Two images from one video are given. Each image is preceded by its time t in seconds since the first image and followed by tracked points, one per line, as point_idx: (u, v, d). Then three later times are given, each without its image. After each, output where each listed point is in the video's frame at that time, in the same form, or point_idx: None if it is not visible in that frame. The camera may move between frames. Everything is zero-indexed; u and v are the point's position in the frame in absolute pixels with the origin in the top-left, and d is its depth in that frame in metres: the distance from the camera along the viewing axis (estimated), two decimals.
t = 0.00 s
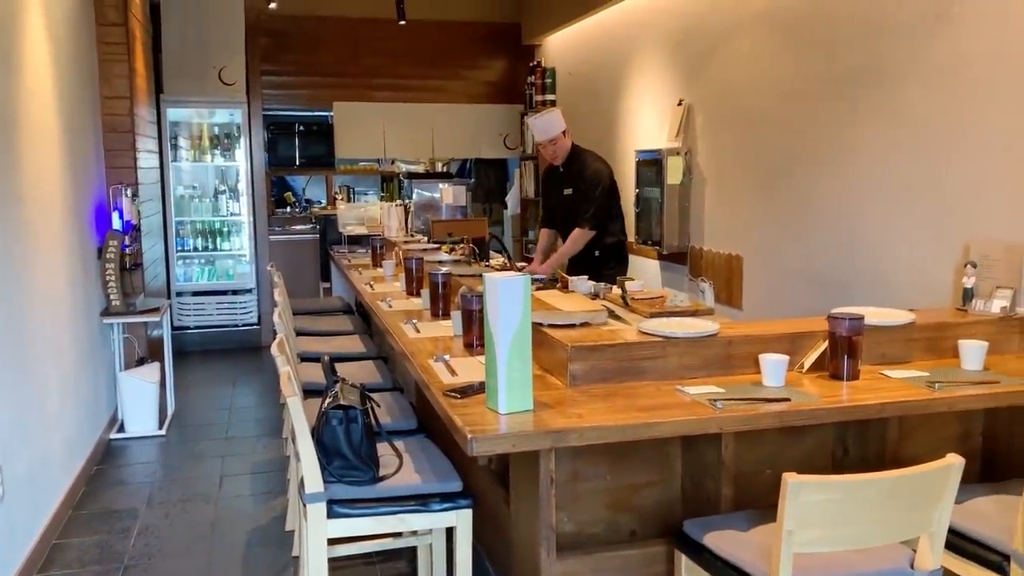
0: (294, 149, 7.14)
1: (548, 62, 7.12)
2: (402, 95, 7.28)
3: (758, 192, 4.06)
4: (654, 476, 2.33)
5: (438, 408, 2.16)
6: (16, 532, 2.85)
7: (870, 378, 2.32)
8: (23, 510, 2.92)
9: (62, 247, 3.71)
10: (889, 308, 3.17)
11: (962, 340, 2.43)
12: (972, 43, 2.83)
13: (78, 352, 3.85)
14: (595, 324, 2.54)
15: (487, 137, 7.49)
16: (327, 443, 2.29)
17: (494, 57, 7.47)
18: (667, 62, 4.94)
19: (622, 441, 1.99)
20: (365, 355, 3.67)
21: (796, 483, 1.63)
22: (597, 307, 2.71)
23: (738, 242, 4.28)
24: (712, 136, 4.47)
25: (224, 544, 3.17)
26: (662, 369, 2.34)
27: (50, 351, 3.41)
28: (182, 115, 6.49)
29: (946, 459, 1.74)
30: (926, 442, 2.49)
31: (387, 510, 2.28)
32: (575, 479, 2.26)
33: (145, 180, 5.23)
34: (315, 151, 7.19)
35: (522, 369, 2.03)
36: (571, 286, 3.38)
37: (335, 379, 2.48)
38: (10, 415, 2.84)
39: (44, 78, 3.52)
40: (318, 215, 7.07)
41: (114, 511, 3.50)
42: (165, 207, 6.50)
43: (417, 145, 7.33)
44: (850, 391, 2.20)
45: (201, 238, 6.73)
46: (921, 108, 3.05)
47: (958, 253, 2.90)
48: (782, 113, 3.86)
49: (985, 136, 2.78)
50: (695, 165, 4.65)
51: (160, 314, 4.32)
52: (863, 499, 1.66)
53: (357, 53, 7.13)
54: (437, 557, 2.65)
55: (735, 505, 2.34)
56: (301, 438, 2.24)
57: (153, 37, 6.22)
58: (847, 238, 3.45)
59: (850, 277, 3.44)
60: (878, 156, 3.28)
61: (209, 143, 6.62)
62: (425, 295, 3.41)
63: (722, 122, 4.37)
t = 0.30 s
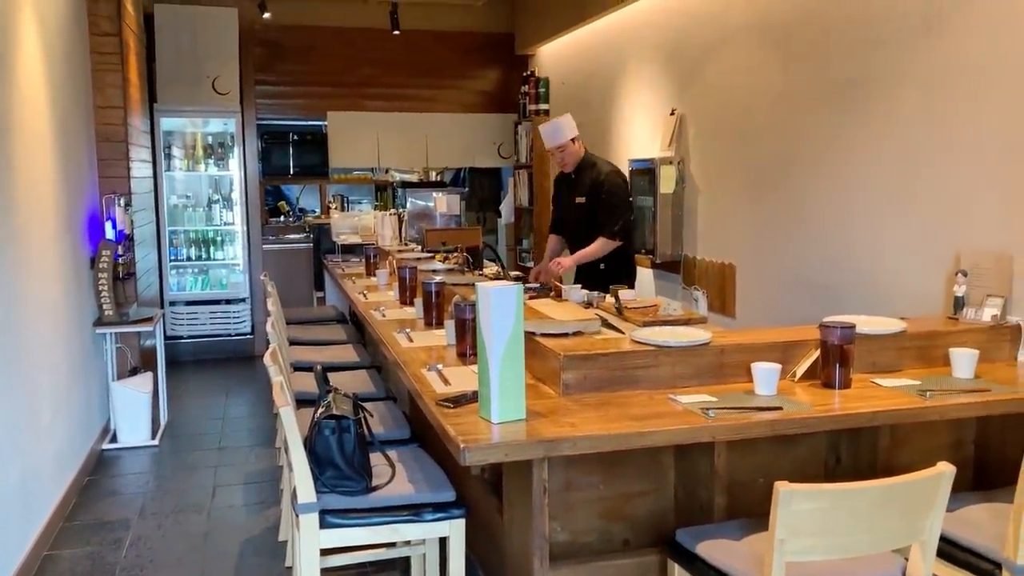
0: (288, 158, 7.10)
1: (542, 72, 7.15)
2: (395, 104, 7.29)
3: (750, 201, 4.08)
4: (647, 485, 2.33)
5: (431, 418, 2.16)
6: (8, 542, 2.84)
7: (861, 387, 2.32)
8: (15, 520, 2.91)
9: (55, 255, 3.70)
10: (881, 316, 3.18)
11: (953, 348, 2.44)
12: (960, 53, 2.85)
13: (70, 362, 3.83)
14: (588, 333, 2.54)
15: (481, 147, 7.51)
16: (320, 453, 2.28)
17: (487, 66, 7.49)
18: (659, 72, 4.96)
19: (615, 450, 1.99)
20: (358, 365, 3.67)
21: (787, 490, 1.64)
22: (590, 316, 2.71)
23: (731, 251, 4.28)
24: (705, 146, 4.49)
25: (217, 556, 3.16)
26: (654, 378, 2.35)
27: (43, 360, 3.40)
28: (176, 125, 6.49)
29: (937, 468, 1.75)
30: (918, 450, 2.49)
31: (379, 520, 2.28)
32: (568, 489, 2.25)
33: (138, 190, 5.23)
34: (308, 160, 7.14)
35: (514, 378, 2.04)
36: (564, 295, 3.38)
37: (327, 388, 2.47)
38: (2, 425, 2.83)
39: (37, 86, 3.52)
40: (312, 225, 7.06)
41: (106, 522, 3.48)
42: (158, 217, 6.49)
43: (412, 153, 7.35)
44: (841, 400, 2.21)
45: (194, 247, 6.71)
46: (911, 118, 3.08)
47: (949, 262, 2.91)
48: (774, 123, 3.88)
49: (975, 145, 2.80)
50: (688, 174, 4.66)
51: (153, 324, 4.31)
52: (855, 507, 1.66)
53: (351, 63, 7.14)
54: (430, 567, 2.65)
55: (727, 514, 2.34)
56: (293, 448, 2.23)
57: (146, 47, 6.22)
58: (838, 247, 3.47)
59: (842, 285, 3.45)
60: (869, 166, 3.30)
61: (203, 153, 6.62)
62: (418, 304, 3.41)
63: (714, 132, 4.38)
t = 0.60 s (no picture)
0: (286, 166, 7.16)
1: (539, 79, 7.16)
2: (393, 111, 7.31)
3: (747, 208, 4.09)
4: (644, 492, 2.33)
5: (428, 426, 2.16)
6: (4, 551, 2.83)
7: (858, 394, 2.33)
8: (11, 529, 2.90)
9: (51, 262, 3.70)
10: (877, 323, 3.19)
11: (949, 355, 2.44)
12: (956, 60, 2.86)
13: (67, 370, 3.83)
14: (584, 340, 2.55)
15: (479, 154, 7.50)
16: (317, 461, 2.28)
17: (485, 74, 7.51)
18: (655, 79, 4.99)
19: (612, 457, 1.99)
20: (355, 372, 3.67)
21: (784, 498, 1.64)
22: (586, 323, 2.71)
23: (727, 257, 4.29)
24: (701, 153, 4.50)
25: (213, 563, 3.16)
26: (651, 386, 2.35)
27: (40, 368, 3.40)
28: (174, 132, 6.51)
29: (932, 475, 1.75)
30: (915, 457, 2.49)
31: (376, 528, 2.27)
32: (565, 496, 2.25)
33: (135, 197, 5.23)
34: (306, 167, 7.22)
35: (511, 386, 2.04)
36: (561, 302, 3.39)
37: (324, 396, 2.46)
38: None
39: (34, 93, 3.52)
40: (310, 232, 7.07)
41: (103, 530, 3.48)
42: (155, 225, 6.49)
43: (408, 162, 7.31)
44: (838, 406, 2.21)
45: (192, 255, 6.72)
46: (906, 125, 3.09)
47: (944, 269, 2.92)
48: (770, 129, 3.89)
49: (971, 152, 2.81)
50: (684, 181, 4.68)
51: (151, 332, 4.31)
52: (851, 514, 1.66)
53: (349, 71, 7.16)
54: None
55: (724, 521, 2.34)
56: (290, 456, 2.23)
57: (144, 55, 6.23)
58: (835, 254, 3.47)
59: (838, 292, 3.46)
60: (865, 173, 3.30)
61: (201, 160, 6.63)
62: (415, 311, 3.41)
63: (710, 139, 4.40)
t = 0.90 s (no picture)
0: (282, 171, 7.10)
1: (534, 84, 7.18)
2: (389, 117, 7.32)
3: (742, 212, 4.09)
4: (639, 498, 2.33)
5: (422, 432, 2.16)
6: None
7: (852, 399, 2.33)
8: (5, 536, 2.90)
9: (46, 268, 3.69)
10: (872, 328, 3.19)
11: (943, 359, 2.45)
12: (948, 65, 2.87)
13: (62, 376, 3.82)
14: (579, 345, 2.55)
15: (475, 159, 7.55)
16: (312, 468, 2.29)
17: (480, 79, 7.52)
18: (650, 85, 5.00)
19: (606, 463, 2.00)
20: (351, 378, 3.67)
21: (776, 503, 1.64)
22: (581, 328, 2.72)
23: (722, 262, 4.30)
24: (696, 158, 4.51)
25: (208, 570, 3.15)
26: (645, 391, 2.35)
27: (35, 375, 3.39)
28: (171, 138, 6.52)
29: (924, 479, 1.76)
30: (909, 461, 2.50)
31: (371, 535, 2.28)
32: (559, 502, 2.25)
33: (131, 204, 5.23)
34: (302, 172, 7.13)
35: (505, 392, 2.04)
36: (557, 307, 3.39)
37: (319, 402, 2.47)
38: None
39: (29, 98, 3.52)
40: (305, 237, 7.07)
41: (98, 537, 3.47)
42: (151, 231, 6.49)
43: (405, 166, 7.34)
44: (831, 411, 2.22)
45: (188, 261, 6.71)
46: (899, 130, 3.10)
47: (938, 274, 2.92)
48: (764, 134, 3.90)
49: (963, 156, 2.81)
50: (679, 186, 4.68)
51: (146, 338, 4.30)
52: (844, 519, 1.67)
53: (345, 76, 7.17)
54: None
55: (719, 527, 2.34)
56: (285, 463, 2.23)
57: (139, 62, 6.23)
58: (829, 258, 3.48)
59: (833, 297, 3.46)
60: (859, 178, 3.31)
61: (196, 166, 6.63)
62: (411, 317, 3.41)
63: (705, 144, 4.41)
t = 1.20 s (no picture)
0: (274, 174, 7.13)
1: (526, 88, 7.19)
2: (382, 120, 7.33)
3: (732, 216, 4.11)
4: (629, 501, 2.33)
5: (412, 435, 2.16)
6: None
7: (840, 402, 2.34)
8: None
9: (36, 271, 3.68)
10: (861, 331, 3.20)
11: (930, 363, 2.47)
12: (935, 71, 2.89)
13: (52, 380, 3.81)
14: (569, 349, 2.56)
15: (468, 162, 7.56)
16: (301, 471, 2.29)
17: (473, 82, 7.54)
18: (641, 89, 5.01)
19: (595, 466, 2.00)
20: (341, 381, 3.67)
21: (763, 505, 1.65)
22: (572, 332, 2.72)
23: (712, 266, 4.32)
24: (687, 162, 4.52)
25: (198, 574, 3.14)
26: (635, 394, 2.36)
27: (26, 378, 3.39)
28: (163, 141, 6.50)
29: (911, 482, 1.77)
30: (898, 464, 2.51)
31: (361, 538, 2.28)
32: (550, 505, 2.26)
33: (122, 207, 5.22)
34: (294, 176, 7.19)
35: (495, 395, 2.05)
36: (548, 310, 3.41)
37: (309, 406, 2.47)
38: None
39: (19, 101, 3.51)
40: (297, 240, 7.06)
41: (87, 542, 3.46)
42: (142, 234, 6.47)
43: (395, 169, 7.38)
44: (820, 414, 2.23)
45: (179, 264, 6.70)
46: (888, 133, 3.11)
47: (926, 277, 2.94)
48: (754, 138, 3.92)
49: (950, 161, 2.83)
50: (670, 190, 4.70)
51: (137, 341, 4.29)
52: (831, 521, 1.68)
53: (337, 79, 7.17)
54: None
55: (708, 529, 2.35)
56: (274, 466, 2.23)
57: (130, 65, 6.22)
58: (819, 261, 3.50)
59: (822, 300, 3.48)
60: (847, 182, 3.33)
61: (188, 169, 6.63)
62: (401, 320, 3.41)
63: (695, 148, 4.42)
